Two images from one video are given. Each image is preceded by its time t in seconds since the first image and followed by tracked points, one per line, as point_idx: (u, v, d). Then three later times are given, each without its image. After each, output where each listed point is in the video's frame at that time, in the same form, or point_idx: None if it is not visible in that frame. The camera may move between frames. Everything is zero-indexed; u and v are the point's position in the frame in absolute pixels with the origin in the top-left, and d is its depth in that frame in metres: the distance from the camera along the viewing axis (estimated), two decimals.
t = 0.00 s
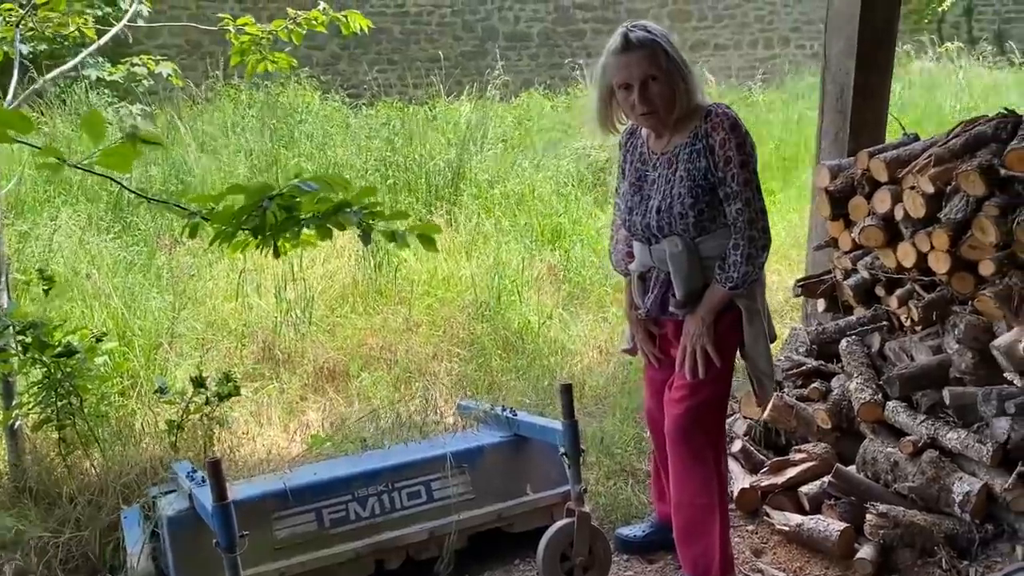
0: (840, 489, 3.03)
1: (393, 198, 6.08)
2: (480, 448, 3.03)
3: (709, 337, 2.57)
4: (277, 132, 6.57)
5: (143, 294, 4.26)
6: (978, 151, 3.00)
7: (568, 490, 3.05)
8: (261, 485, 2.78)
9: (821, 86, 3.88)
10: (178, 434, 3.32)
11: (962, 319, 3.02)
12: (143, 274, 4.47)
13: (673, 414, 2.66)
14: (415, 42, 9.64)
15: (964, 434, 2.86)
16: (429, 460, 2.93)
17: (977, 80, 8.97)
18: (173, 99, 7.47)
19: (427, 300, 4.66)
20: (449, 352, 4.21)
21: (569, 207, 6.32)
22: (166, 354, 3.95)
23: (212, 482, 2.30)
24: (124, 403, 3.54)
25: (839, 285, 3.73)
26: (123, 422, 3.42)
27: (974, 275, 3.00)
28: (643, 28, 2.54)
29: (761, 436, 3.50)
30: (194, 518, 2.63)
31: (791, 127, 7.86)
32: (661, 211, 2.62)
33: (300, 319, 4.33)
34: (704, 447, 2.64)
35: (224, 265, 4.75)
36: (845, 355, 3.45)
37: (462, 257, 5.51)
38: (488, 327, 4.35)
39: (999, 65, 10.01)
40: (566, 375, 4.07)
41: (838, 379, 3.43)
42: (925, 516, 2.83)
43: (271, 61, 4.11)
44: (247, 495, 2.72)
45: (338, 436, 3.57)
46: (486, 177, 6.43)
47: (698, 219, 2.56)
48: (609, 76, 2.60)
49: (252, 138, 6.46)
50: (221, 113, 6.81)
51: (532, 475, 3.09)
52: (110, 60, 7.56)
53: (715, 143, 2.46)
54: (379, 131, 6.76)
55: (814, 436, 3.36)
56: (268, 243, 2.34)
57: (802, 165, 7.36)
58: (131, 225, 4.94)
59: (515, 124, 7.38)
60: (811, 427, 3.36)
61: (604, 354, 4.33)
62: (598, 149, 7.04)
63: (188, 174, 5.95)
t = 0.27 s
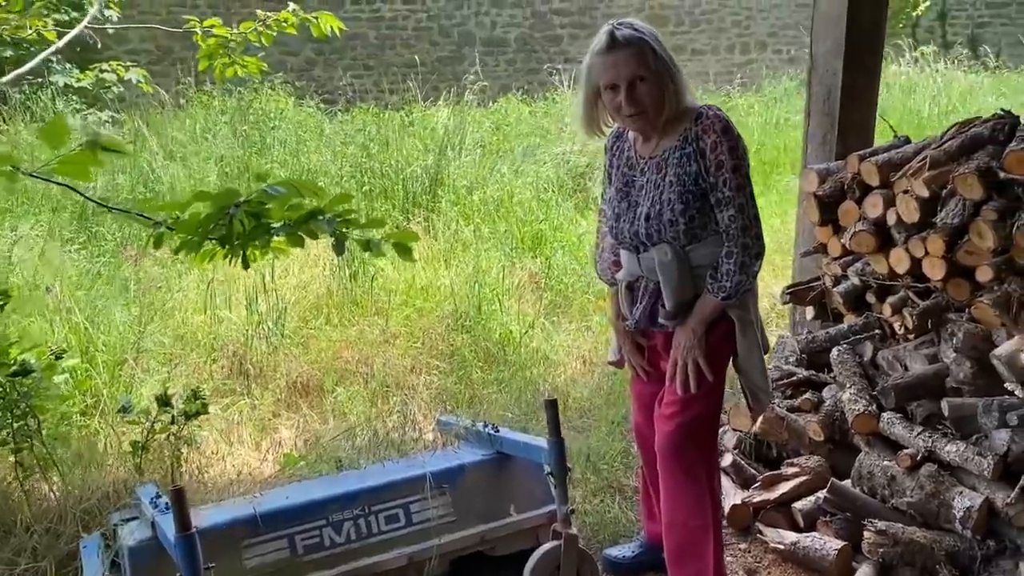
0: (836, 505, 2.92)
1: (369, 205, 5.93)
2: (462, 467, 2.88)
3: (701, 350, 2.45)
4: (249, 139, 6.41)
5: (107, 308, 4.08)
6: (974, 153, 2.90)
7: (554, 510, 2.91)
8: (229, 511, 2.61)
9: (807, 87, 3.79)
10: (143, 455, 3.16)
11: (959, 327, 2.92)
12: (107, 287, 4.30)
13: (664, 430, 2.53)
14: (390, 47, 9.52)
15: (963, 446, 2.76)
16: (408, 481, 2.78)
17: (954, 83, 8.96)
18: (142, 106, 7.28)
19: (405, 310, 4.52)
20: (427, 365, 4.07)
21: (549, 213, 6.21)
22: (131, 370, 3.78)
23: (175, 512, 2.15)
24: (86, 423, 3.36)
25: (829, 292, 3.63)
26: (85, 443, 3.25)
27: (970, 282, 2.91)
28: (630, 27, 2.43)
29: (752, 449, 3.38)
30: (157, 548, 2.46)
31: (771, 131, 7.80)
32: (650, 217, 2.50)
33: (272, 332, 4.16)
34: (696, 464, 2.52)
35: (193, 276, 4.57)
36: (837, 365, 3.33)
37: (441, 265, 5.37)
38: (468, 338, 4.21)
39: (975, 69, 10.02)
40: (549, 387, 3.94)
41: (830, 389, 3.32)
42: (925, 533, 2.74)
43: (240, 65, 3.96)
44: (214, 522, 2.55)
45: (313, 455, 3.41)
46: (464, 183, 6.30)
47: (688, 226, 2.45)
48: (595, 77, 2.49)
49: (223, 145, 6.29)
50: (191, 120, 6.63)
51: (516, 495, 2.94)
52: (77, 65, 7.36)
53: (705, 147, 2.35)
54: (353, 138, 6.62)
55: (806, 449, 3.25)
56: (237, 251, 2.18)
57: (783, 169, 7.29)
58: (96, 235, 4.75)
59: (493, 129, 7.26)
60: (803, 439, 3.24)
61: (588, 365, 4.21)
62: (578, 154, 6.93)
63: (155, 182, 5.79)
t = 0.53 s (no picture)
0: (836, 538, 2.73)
1: (340, 217, 5.70)
2: (435, 503, 2.70)
3: (693, 377, 2.26)
4: (214, 150, 6.16)
5: (56, 331, 3.82)
6: (978, 162, 2.75)
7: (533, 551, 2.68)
8: (180, 558, 2.38)
9: (795, 93, 3.61)
10: (89, 494, 2.91)
11: (965, 346, 2.76)
12: (57, 308, 4.03)
13: (653, 465, 2.34)
14: (364, 55, 9.23)
15: (969, 474, 2.59)
16: (378, 520, 2.59)
17: (934, 88, 8.87)
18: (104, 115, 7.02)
19: (375, 328, 4.29)
20: (399, 388, 3.85)
21: (526, 224, 6.00)
22: (80, 400, 3.52)
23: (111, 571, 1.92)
24: (28, 456, 3.10)
25: (820, 308, 3.45)
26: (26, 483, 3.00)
27: (974, 299, 2.74)
28: (611, 27, 2.24)
29: (744, 476, 3.18)
30: None
31: (751, 137, 7.65)
32: (635, 234, 2.30)
33: (233, 354, 3.92)
34: (689, 500, 2.32)
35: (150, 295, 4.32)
36: (832, 386, 3.13)
37: (414, 279, 5.14)
38: (443, 358, 3.99)
39: (952, 75, 9.97)
40: (528, 411, 3.74)
41: (824, 412, 3.12)
42: (932, 568, 2.55)
43: (196, 72, 3.68)
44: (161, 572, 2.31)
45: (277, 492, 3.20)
46: (439, 194, 6.07)
47: (677, 243, 2.25)
48: (573, 83, 2.30)
49: (187, 156, 6.04)
50: (154, 130, 6.38)
51: (493, 533, 2.77)
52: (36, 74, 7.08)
53: (695, 158, 2.17)
54: (323, 148, 6.37)
55: (801, 476, 3.06)
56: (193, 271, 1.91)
57: (764, 176, 7.14)
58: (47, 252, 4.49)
59: (467, 137, 7.07)
60: (798, 465, 3.05)
61: (569, 385, 4.00)
62: (556, 162, 6.74)
63: (114, 196, 5.54)
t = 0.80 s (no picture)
0: None
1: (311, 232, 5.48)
2: (410, 549, 2.55)
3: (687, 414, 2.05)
4: (178, 163, 5.88)
5: None
6: (989, 175, 2.59)
7: None
8: None
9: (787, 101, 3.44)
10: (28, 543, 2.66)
11: (977, 371, 2.59)
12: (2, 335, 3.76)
13: (647, 510, 2.13)
14: (336, 61, 9.14)
15: (984, 509, 2.39)
16: (349, 568, 2.42)
17: (916, 95, 8.76)
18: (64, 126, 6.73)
19: (346, 349, 4.06)
20: (370, 417, 3.62)
21: (504, 236, 5.77)
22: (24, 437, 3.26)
23: None
24: None
25: (817, 327, 3.27)
26: None
27: (986, 320, 2.56)
28: (576, 40, 2.03)
29: (741, 509, 2.98)
30: None
31: (733, 145, 7.49)
32: (621, 257, 2.08)
33: (193, 382, 3.67)
34: (688, 549, 2.11)
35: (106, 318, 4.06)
36: (832, 412, 2.95)
37: (387, 298, 4.88)
38: (419, 384, 3.75)
39: (932, 81, 9.88)
40: (509, 440, 3.52)
41: (825, 440, 2.93)
42: None
43: (151, 76, 3.51)
44: None
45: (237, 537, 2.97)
46: (414, 206, 5.81)
47: (669, 266, 2.04)
48: (541, 105, 2.10)
49: (149, 170, 5.77)
50: (116, 142, 6.11)
51: None
52: None
53: (688, 174, 1.96)
54: (297, 166, 6.02)
55: (800, 509, 2.88)
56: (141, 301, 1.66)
57: (747, 186, 6.97)
58: None
59: (443, 147, 6.86)
60: (798, 497, 2.87)
61: (552, 410, 3.77)
62: (534, 172, 6.53)
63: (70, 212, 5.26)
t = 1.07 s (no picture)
0: None
1: (285, 246, 5.31)
2: None
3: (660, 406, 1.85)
4: (146, 174, 5.62)
5: None
6: (1001, 192, 2.45)
7: None
8: None
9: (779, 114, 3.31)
10: None
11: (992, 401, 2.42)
12: None
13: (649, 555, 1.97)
14: (311, 72, 9.23)
15: (1002, 545, 2.26)
16: None
17: (897, 104, 8.72)
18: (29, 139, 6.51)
19: (323, 373, 3.91)
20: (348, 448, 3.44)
21: (486, 249, 5.59)
22: None
23: None
24: None
25: (816, 349, 3.12)
26: None
27: (998, 344, 2.44)
28: (560, 39, 1.87)
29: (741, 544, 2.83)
30: None
31: (715, 155, 7.40)
32: (610, 285, 1.92)
33: (159, 411, 3.46)
34: None
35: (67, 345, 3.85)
36: (836, 440, 2.80)
37: (360, 319, 4.63)
38: (398, 412, 3.56)
39: (911, 89, 9.89)
40: (494, 470, 3.34)
41: (828, 469, 2.77)
42: None
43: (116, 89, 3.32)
44: None
45: None
46: (393, 221, 5.61)
47: (662, 292, 1.88)
48: (523, 108, 1.93)
49: (117, 184, 5.55)
50: (82, 155, 5.90)
51: None
52: None
53: (675, 191, 1.80)
54: (271, 177, 5.89)
55: (804, 544, 2.71)
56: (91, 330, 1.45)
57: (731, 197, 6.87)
58: None
59: (421, 157, 6.73)
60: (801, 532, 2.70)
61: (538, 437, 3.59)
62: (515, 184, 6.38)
63: (33, 231, 5.04)
